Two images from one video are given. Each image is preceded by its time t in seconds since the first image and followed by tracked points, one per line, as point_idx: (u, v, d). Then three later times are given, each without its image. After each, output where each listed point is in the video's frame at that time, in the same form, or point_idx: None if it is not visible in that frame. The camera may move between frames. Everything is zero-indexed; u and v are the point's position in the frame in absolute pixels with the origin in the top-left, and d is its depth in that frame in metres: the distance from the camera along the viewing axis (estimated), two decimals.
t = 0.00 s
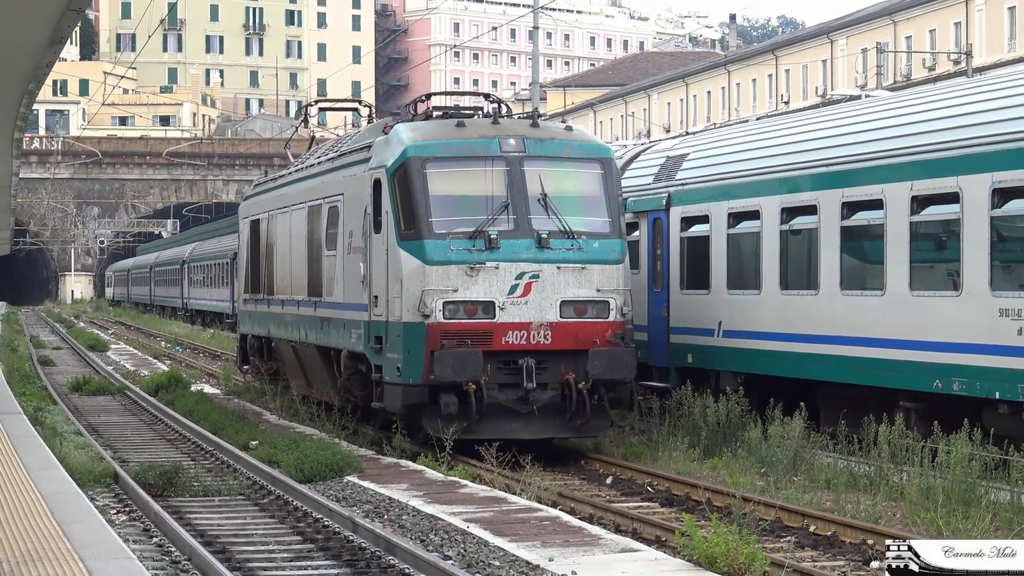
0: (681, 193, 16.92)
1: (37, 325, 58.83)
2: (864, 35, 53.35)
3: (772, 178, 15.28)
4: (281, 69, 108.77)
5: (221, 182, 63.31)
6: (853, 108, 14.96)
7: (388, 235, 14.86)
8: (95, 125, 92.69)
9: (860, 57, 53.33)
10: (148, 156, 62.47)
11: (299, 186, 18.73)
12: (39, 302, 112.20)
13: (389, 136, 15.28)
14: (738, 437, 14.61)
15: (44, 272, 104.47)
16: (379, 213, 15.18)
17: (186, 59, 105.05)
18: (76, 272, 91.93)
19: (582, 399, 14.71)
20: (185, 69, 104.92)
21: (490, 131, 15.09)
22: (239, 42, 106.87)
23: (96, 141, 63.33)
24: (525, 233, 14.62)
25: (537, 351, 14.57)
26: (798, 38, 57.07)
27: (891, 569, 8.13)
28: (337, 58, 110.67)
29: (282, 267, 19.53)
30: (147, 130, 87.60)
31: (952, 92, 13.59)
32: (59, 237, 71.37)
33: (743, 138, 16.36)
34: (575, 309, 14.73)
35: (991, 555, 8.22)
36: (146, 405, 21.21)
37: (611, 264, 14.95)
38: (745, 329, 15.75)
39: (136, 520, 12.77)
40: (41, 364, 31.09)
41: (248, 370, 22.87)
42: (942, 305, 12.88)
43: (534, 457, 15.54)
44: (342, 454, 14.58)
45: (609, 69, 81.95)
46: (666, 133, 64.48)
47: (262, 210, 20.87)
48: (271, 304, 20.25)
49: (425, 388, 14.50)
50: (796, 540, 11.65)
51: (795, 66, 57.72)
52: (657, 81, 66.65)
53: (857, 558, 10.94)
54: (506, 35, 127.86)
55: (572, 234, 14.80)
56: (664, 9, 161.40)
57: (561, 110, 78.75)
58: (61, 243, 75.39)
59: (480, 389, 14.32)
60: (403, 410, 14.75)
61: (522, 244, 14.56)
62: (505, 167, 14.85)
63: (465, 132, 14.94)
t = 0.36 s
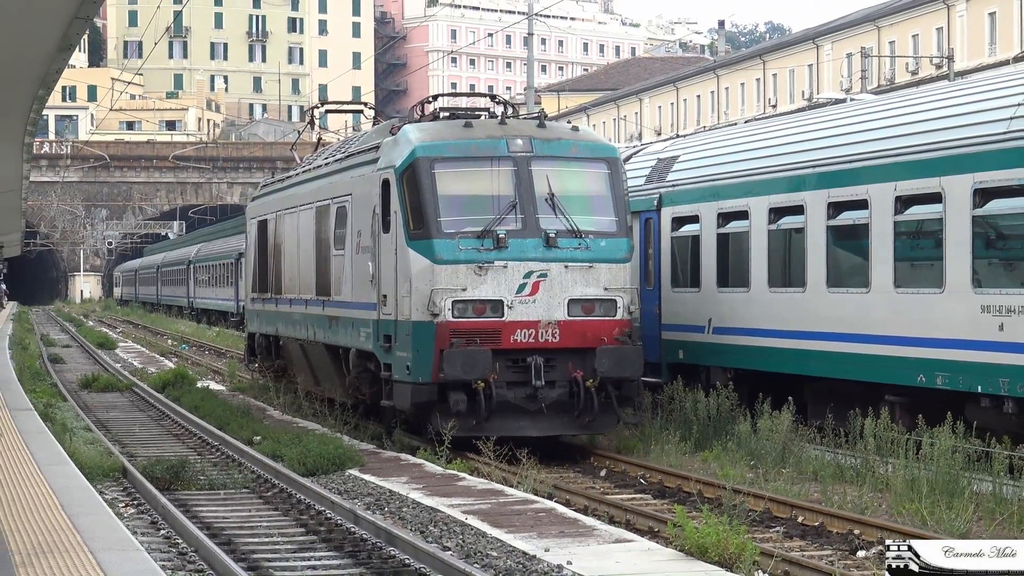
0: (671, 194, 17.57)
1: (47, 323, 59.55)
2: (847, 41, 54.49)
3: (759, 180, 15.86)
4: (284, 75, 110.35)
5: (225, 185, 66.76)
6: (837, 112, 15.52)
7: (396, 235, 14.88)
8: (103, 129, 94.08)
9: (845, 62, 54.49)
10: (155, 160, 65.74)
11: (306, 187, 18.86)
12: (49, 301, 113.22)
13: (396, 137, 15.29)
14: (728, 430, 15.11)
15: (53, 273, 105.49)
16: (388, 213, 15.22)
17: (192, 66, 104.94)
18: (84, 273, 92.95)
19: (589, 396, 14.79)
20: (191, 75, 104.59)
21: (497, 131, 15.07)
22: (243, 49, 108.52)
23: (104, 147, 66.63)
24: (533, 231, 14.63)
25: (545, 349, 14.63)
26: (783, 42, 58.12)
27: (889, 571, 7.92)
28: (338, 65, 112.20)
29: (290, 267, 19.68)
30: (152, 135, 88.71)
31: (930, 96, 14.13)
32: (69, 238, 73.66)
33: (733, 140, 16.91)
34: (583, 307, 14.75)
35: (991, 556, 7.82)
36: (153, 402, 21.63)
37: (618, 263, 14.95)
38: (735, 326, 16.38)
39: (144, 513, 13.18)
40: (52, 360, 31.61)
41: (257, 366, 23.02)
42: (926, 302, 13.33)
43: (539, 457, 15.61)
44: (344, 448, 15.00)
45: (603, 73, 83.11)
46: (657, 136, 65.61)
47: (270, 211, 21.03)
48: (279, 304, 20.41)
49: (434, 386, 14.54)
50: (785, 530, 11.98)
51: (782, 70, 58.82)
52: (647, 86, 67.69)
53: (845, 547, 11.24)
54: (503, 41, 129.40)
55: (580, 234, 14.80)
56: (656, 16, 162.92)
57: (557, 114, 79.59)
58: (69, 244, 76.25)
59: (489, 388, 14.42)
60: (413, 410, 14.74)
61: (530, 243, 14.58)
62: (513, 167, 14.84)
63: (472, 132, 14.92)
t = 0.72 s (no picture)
0: (666, 196, 18.05)
1: (60, 322, 60.17)
2: (840, 47, 55.99)
3: (751, 183, 16.29)
4: (290, 81, 111.00)
5: (234, 188, 69.69)
6: (827, 116, 15.97)
7: (409, 236, 14.99)
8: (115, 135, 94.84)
9: (835, 68, 55.92)
10: (164, 163, 68.91)
11: (318, 188, 19.00)
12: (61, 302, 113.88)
13: (408, 139, 15.44)
14: (722, 426, 15.61)
15: (65, 274, 106.14)
16: (401, 214, 15.36)
17: (200, 72, 107.19)
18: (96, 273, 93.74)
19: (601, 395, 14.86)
20: (200, 81, 107.07)
21: (508, 132, 15.21)
22: (250, 54, 109.02)
23: (115, 151, 69.76)
24: (544, 231, 14.70)
25: (558, 348, 14.69)
26: (777, 49, 59.44)
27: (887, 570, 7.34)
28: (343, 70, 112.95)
29: (302, 267, 19.84)
30: (160, 138, 89.46)
31: (917, 102, 14.56)
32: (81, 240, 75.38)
33: (726, 144, 17.37)
34: (594, 307, 14.81)
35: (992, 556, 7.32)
36: (164, 398, 22.04)
37: (629, 263, 15.02)
38: (727, 324, 16.86)
39: (154, 507, 13.62)
40: (65, 359, 32.12)
41: (268, 367, 23.21)
42: (914, 300, 13.75)
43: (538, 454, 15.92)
44: (349, 444, 15.44)
45: (601, 78, 83.92)
46: (653, 140, 66.41)
47: (280, 211, 21.23)
48: (291, 304, 20.61)
49: (446, 386, 14.65)
50: (778, 522, 12.32)
51: (773, 77, 59.95)
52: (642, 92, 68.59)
53: (836, 540, 11.55)
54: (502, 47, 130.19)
55: (591, 234, 14.87)
56: (653, 22, 164.03)
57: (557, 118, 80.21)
58: (80, 245, 76.94)
59: (502, 387, 14.48)
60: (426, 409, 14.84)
61: (542, 243, 14.65)
62: (524, 168, 14.96)
63: (484, 133, 15.05)
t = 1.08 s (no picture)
0: (667, 198, 18.14)
1: (62, 322, 60.28)
2: (839, 49, 56.17)
3: (750, 185, 16.36)
4: (292, 83, 111.04)
5: (236, 189, 69.58)
6: (825, 119, 16.06)
7: (419, 236, 14.68)
8: (117, 137, 94.95)
9: (835, 70, 56.08)
10: (167, 165, 69.13)
11: (325, 187, 18.65)
12: (64, 301, 113.95)
13: (418, 137, 15.09)
14: (722, 426, 15.68)
15: (67, 275, 106.23)
16: (411, 213, 15.01)
17: (202, 74, 107.11)
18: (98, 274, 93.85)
19: (615, 398, 14.65)
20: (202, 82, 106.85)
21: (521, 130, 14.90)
22: (253, 56, 109.12)
23: (118, 152, 69.97)
24: (557, 232, 14.45)
25: (571, 351, 14.48)
26: (777, 51, 59.56)
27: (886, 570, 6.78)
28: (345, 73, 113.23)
29: (308, 267, 19.50)
30: (162, 139, 89.64)
31: (915, 105, 14.65)
32: (84, 240, 75.51)
33: (726, 146, 17.46)
34: (609, 308, 14.59)
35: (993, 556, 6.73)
36: (165, 397, 22.07)
37: (644, 263, 14.76)
38: (727, 325, 16.95)
39: (156, 506, 13.66)
40: (67, 358, 32.20)
41: (274, 369, 22.86)
42: (913, 302, 13.81)
43: (538, 455, 15.88)
44: (350, 444, 15.51)
45: (601, 80, 84.08)
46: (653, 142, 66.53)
47: (286, 211, 20.92)
48: (296, 304, 20.30)
49: (457, 388, 14.37)
50: (776, 522, 12.35)
51: (773, 78, 60.10)
52: (641, 94, 68.68)
53: (834, 540, 11.59)
54: (503, 50, 130.58)
55: (605, 234, 14.62)
56: (653, 26, 164.21)
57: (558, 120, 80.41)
58: (82, 246, 77.09)
59: (514, 389, 14.26)
60: (437, 410, 14.58)
61: (555, 243, 14.39)
62: (537, 167, 14.68)
63: (496, 131, 14.75)
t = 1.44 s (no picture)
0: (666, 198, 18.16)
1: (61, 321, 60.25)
2: (838, 51, 56.17)
3: (749, 185, 16.37)
4: (292, 82, 111.06)
5: (235, 188, 69.60)
6: (827, 121, 16.08)
7: (429, 234, 14.38)
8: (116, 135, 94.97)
9: (834, 71, 56.12)
10: (166, 163, 69.16)
11: (330, 184, 18.38)
12: (63, 300, 113.88)
13: (429, 134, 14.80)
14: (719, 427, 15.74)
15: (66, 272, 106.13)
16: (420, 211, 14.71)
17: (202, 72, 107.18)
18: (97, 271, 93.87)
19: (629, 402, 14.29)
20: (202, 81, 107.05)
21: (533, 128, 14.62)
22: (253, 55, 109.05)
23: (117, 150, 69.98)
24: (571, 231, 14.13)
25: (583, 352, 14.13)
26: (777, 52, 59.57)
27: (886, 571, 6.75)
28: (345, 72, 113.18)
29: (312, 266, 19.23)
30: (162, 137, 89.63)
31: (916, 107, 14.67)
32: (82, 238, 75.46)
33: (725, 147, 17.49)
34: (622, 309, 14.25)
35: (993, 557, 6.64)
36: (164, 397, 22.05)
37: (659, 263, 14.43)
38: (726, 326, 16.96)
39: (155, 505, 13.66)
40: (66, 357, 32.19)
41: (278, 370, 22.59)
42: (913, 304, 13.81)
43: (537, 455, 15.86)
44: (349, 443, 15.51)
45: (601, 81, 84.08)
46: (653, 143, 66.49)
47: (290, 209, 20.70)
48: (301, 304, 20.04)
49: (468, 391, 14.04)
50: (775, 524, 12.34)
51: (773, 80, 60.12)
52: (641, 94, 68.67)
53: (832, 541, 11.59)
54: (503, 49, 130.68)
55: (619, 234, 14.29)
56: (651, 27, 164.22)
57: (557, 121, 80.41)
58: (81, 244, 77.03)
59: (525, 392, 13.93)
60: (446, 413, 14.23)
61: (568, 243, 14.08)
62: (549, 165, 14.37)
63: (507, 129, 14.48)
